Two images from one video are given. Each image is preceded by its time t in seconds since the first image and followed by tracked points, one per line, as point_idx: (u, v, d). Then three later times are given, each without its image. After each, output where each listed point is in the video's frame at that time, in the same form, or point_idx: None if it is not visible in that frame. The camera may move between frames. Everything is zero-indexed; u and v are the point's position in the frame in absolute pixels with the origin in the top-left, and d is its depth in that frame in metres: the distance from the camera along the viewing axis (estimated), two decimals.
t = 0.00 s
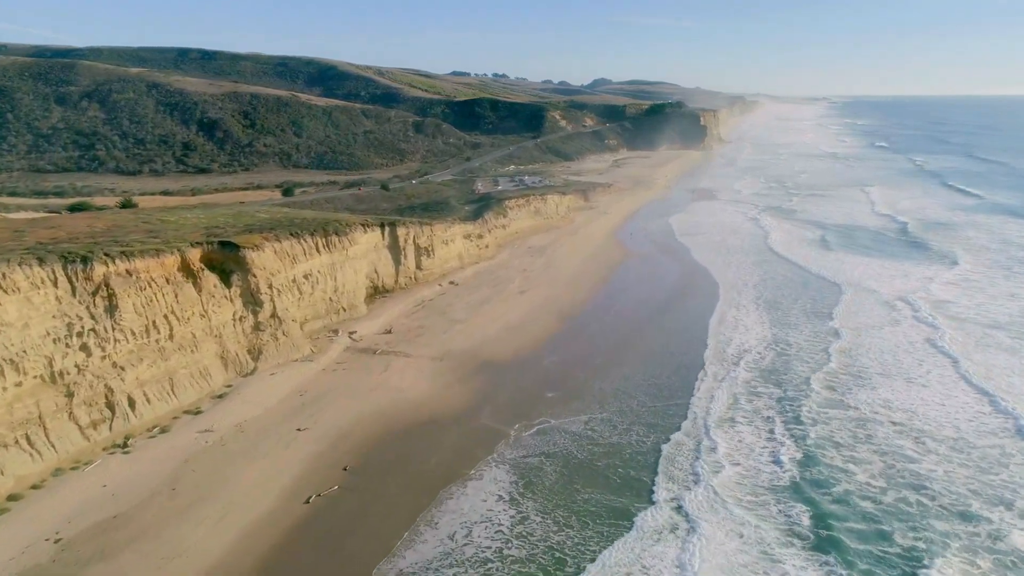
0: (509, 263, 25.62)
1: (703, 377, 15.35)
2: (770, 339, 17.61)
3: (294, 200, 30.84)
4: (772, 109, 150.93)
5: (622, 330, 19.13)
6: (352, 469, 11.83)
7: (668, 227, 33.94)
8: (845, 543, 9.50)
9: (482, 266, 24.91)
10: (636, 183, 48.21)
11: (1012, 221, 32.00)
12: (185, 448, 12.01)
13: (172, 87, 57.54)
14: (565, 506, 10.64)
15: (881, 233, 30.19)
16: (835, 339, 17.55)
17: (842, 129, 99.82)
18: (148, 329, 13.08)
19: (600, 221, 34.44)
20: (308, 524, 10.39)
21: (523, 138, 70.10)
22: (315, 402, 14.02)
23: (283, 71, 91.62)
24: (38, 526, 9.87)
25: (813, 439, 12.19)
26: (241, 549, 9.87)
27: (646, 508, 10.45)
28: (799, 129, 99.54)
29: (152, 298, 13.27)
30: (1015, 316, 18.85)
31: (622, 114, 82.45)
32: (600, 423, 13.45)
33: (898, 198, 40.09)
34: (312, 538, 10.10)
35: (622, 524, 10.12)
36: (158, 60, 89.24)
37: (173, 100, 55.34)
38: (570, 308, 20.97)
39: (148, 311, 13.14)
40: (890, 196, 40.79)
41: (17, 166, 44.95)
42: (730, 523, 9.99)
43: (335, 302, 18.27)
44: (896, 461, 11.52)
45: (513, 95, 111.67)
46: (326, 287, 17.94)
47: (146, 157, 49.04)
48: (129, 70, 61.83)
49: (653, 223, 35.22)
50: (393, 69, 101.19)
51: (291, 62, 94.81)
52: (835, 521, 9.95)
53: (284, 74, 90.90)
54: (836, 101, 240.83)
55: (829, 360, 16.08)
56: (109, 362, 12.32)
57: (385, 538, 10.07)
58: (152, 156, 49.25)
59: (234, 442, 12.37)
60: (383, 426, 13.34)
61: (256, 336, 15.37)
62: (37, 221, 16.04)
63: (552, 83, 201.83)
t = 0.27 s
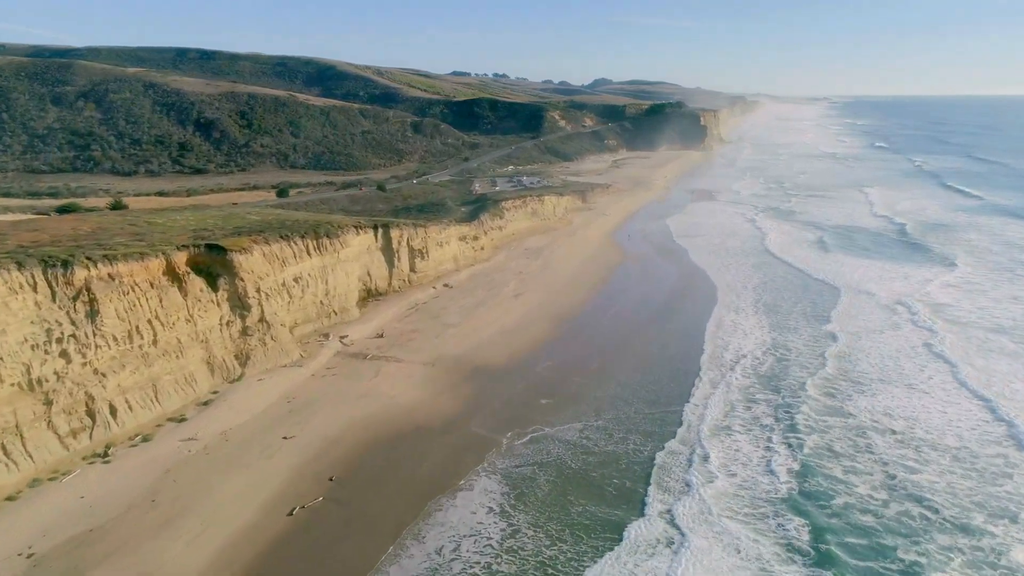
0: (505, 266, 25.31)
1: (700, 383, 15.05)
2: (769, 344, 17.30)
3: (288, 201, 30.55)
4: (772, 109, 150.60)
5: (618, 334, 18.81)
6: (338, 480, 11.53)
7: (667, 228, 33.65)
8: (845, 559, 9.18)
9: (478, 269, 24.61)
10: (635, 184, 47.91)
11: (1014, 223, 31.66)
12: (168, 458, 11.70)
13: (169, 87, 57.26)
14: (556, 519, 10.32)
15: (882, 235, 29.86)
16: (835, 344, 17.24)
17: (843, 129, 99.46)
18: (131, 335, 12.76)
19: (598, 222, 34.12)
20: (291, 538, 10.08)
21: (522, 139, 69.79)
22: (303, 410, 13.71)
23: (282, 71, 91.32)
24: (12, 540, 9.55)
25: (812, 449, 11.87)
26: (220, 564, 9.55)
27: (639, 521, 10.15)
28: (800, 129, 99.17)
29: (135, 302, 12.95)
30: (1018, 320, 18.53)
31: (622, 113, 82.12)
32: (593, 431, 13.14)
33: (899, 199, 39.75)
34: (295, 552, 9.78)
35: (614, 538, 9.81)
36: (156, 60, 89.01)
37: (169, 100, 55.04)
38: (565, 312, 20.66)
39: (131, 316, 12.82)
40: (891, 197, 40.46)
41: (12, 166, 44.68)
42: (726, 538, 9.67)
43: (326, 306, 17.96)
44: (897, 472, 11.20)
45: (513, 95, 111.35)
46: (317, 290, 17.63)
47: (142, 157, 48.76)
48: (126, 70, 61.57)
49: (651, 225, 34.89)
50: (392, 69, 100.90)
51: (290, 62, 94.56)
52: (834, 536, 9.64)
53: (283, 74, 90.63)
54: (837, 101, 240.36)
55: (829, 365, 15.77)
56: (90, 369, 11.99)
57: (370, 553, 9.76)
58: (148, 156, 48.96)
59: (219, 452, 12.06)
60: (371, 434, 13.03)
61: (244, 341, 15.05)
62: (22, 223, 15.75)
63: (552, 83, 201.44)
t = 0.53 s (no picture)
0: (501, 268, 25.00)
1: (697, 390, 14.72)
2: (769, 349, 16.98)
3: (283, 202, 30.25)
4: (773, 109, 150.22)
5: (615, 339, 18.50)
6: (323, 491, 11.22)
7: (666, 230, 33.32)
8: None
9: (473, 271, 24.31)
10: (634, 184, 47.58)
11: (1017, 224, 31.31)
12: (149, 468, 11.40)
13: (166, 87, 56.99)
14: (548, 533, 10.01)
15: (883, 236, 29.52)
16: (835, 349, 16.92)
17: (844, 129, 99.09)
18: (113, 341, 12.45)
19: (596, 223, 33.80)
20: (273, 552, 9.77)
21: (521, 139, 69.48)
22: (290, 417, 13.39)
23: (280, 71, 91.03)
24: None
25: (812, 459, 11.55)
26: None
27: (633, 535, 9.83)
28: (801, 129, 98.75)
29: (118, 307, 12.63)
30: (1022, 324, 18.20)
31: (622, 113, 81.75)
32: (588, 440, 12.82)
33: (900, 200, 39.39)
34: (278, 567, 9.46)
35: (607, 553, 9.49)
36: (155, 60, 88.78)
37: (166, 100, 54.76)
38: (561, 315, 20.36)
39: (113, 321, 12.50)
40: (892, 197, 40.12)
41: (7, 167, 44.42)
42: (722, 553, 9.35)
43: (317, 310, 17.65)
44: (900, 484, 10.87)
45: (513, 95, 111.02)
46: (307, 293, 17.33)
47: (139, 157, 48.48)
48: (123, 70, 61.32)
49: (650, 226, 34.56)
50: (391, 69, 100.61)
51: (289, 62, 94.29)
52: (834, 552, 9.31)
53: (281, 74, 90.36)
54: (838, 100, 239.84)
55: (829, 371, 15.46)
56: (70, 376, 11.68)
57: (354, 569, 9.44)
58: (145, 156, 48.69)
59: (202, 462, 11.74)
60: (360, 443, 12.71)
61: (231, 346, 14.73)
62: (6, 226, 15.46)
63: (552, 83, 201.14)
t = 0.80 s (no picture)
0: (497, 270, 24.69)
1: (694, 396, 14.40)
2: (768, 354, 16.65)
3: (277, 204, 29.95)
4: (774, 109, 149.93)
5: (611, 344, 18.20)
6: (308, 502, 10.90)
7: (664, 231, 33.00)
8: None
9: (468, 273, 24.00)
10: (633, 185, 47.28)
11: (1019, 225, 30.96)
12: (129, 479, 11.07)
13: (163, 87, 56.75)
14: (539, 549, 9.66)
15: (883, 237, 29.19)
16: (835, 353, 16.60)
17: (844, 129, 98.71)
18: (95, 346, 12.13)
19: (593, 224, 33.47)
20: (253, 567, 9.44)
21: (520, 139, 69.17)
22: (277, 424, 13.07)
23: (279, 71, 90.75)
24: None
25: (811, 470, 11.21)
26: None
27: (627, 549, 9.50)
28: (801, 129, 98.36)
29: (100, 312, 12.31)
30: None
31: (621, 113, 81.43)
32: (582, 448, 12.51)
33: (901, 200, 39.05)
34: None
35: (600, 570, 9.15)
36: (153, 60, 88.56)
37: (163, 100, 54.50)
38: (557, 319, 20.04)
39: (94, 327, 12.18)
40: (893, 198, 39.78)
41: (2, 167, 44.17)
42: (718, 569, 9.01)
43: (307, 313, 17.32)
44: (903, 497, 10.51)
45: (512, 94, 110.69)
46: (298, 297, 17.03)
47: (135, 157, 48.19)
48: (120, 70, 61.08)
49: (648, 227, 34.24)
50: (390, 69, 100.34)
51: (288, 62, 94.05)
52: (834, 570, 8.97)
53: (280, 74, 90.12)
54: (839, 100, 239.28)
55: (829, 377, 15.15)
56: (49, 383, 11.33)
57: None
58: (141, 157, 48.39)
59: (185, 472, 11.42)
60: (347, 451, 12.39)
61: (217, 351, 14.40)
62: None
63: (552, 83, 200.76)
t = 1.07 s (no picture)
0: (493, 273, 24.39)
1: (690, 403, 14.08)
2: (767, 359, 16.34)
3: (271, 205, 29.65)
4: (774, 109, 149.54)
5: (607, 349, 17.89)
6: (291, 514, 10.60)
7: (663, 232, 32.67)
8: None
9: (463, 276, 23.70)
10: (632, 186, 46.95)
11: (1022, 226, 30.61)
12: (108, 491, 10.76)
13: (160, 87, 56.48)
14: (530, 564, 9.36)
15: (884, 239, 28.84)
16: (836, 359, 16.29)
17: (845, 129, 98.32)
18: (75, 353, 11.81)
19: (591, 226, 33.15)
20: None
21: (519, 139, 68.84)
22: (263, 433, 12.77)
23: (278, 71, 90.49)
24: None
25: (810, 481, 10.91)
26: None
27: (619, 564, 9.19)
28: (802, 129, 97.92)
29: (81, 318, 11.99)
30: None
31: (621, 113, 81.06)
32: (576, 457, 12.20)
33: (902, 201, 38.71)
34: None
35: None
36: (151, 60, 88.28)
37: (160, 100, 54.23)
38: (552, 323, 19.74)
39: (75, 333, 11.86)
40: (894, 199, 39.42)
41: None
42: None
43: (296, 318, 17.03)
44: (905, 509, 10.21)
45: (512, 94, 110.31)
46: (287, 301, 16.74)
47: (131, 158, 47.92)
48: (117, 70, 60.81)
49: (647, 228, 33.92)
50: (389, 69, 100.04)
51: (287, 62, 93.80)
52: None
53: (279, 74, 89.84)
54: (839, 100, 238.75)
55: (827, 384, 14.84)
56: (27, 392, 10.99)
57: None
58: (137, 157, 48.12)
59: (166, 484, 11.10)
60: (333, 460, 12.09)
61: (203, 357, 14.11)
62: None
63: (553, 83, 200.38)
